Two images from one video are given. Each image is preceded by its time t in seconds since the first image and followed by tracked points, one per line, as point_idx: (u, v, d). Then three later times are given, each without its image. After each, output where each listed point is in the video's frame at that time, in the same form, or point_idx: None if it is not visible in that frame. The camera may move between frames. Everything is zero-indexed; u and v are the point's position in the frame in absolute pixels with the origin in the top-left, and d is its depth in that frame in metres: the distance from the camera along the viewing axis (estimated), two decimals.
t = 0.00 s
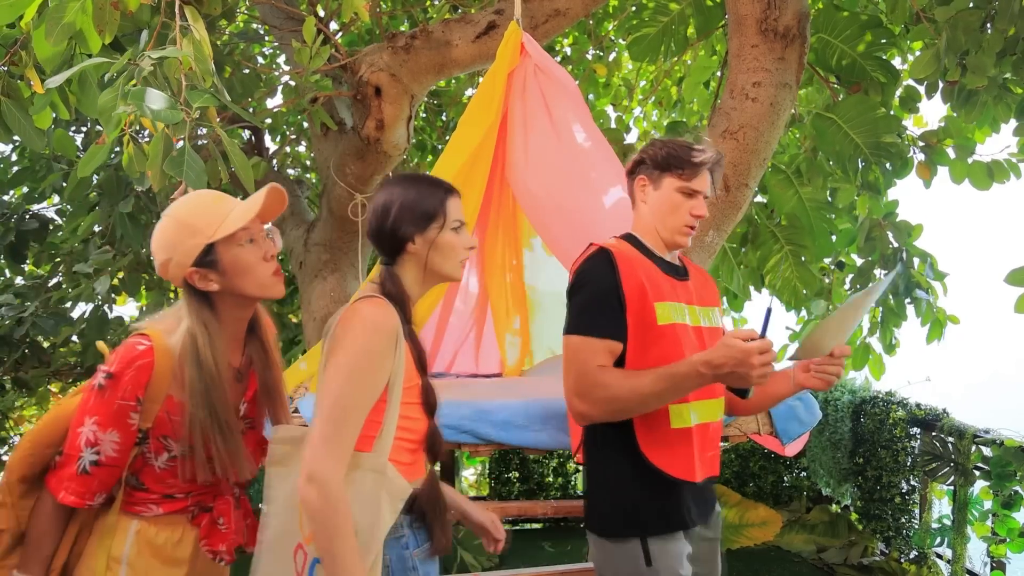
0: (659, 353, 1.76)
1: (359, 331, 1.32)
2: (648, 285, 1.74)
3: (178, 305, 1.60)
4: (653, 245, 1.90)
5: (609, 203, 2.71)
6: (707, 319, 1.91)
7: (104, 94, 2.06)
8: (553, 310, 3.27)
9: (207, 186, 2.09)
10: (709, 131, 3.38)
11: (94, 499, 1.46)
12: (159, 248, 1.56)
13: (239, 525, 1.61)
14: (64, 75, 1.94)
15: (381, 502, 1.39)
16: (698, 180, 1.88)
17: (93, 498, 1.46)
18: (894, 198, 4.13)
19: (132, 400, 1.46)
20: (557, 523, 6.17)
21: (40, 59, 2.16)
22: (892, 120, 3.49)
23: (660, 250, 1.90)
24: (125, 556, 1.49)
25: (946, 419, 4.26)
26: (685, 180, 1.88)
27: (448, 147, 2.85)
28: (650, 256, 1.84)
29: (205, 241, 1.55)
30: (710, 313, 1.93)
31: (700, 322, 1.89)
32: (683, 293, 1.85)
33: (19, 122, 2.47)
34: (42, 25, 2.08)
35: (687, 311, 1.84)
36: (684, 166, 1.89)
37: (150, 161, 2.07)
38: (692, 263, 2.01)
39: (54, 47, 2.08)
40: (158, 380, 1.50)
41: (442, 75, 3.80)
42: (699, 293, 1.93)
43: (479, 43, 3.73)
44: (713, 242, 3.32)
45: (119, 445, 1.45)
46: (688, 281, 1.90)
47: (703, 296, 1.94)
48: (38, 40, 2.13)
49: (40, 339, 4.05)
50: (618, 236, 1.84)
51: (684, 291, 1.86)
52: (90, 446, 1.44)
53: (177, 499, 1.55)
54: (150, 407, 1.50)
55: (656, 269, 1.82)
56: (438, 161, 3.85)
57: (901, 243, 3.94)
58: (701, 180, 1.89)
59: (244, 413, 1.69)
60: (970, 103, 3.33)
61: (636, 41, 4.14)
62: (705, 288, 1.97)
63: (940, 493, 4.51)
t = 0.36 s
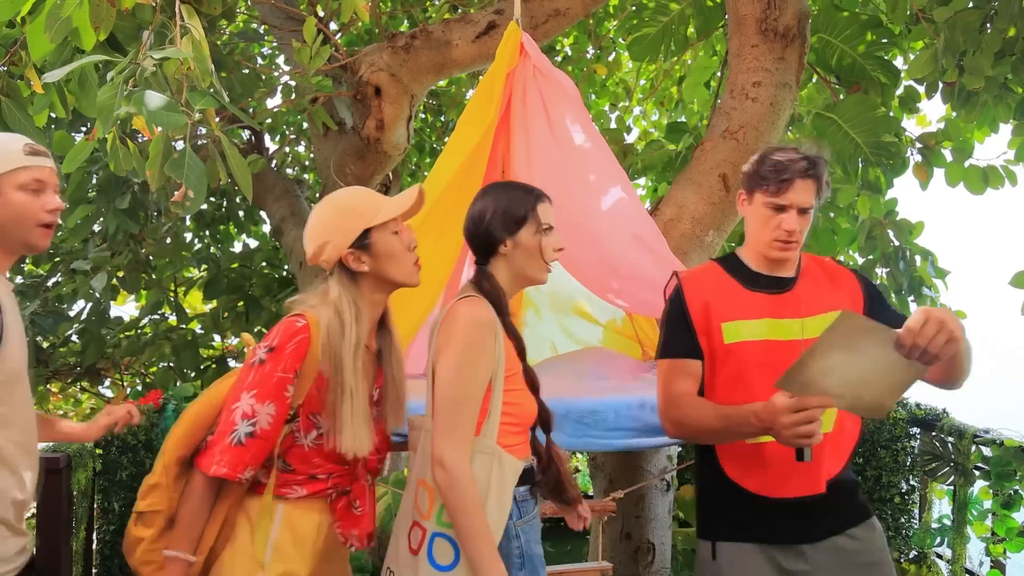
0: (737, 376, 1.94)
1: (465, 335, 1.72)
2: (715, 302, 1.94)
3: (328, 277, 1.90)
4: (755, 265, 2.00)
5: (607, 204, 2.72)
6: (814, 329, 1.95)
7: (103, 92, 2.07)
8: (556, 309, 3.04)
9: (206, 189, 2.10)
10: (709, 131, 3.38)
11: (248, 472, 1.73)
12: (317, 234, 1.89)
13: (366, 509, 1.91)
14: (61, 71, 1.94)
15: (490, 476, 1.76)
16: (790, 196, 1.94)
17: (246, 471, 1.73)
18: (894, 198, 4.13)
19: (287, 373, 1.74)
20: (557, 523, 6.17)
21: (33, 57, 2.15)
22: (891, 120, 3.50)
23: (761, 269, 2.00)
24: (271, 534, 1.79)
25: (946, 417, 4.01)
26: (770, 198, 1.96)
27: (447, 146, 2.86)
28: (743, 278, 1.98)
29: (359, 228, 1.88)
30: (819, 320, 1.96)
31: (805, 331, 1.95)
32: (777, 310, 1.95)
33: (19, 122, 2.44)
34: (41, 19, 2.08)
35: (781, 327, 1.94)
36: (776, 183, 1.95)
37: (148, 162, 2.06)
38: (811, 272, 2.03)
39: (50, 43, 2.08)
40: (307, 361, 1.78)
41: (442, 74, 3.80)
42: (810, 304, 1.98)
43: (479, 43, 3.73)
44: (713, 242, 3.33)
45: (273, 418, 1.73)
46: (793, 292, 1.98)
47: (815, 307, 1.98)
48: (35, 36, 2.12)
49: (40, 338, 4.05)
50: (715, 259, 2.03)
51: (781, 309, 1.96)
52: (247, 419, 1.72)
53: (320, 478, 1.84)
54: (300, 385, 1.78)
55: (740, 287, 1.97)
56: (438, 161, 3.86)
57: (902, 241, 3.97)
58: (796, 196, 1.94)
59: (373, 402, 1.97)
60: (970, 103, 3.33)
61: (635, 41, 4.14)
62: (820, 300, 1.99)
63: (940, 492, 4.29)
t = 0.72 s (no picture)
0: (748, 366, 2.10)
1: (495, 323, 2.12)
2: (738, 288, 2.11)
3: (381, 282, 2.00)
4: (788, 258, 2.10)
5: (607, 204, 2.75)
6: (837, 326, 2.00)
7: (110, 91, 2.05)
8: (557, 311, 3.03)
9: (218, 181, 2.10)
10: (709, 131, 3.38)
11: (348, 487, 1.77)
12: (375, 237, 2.01)
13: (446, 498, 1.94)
14: (66, 70, 1.94)
15: (514, 454, 2.07)
16: (803, 185, 1.98)
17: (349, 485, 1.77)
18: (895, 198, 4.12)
19: (378, 386, 1.78)
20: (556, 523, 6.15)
21: (41, 60, 2.17)
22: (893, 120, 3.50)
23: (791, 260, 2.09)
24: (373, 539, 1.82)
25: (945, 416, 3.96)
26: (789, 189, 2.01)
27: (448, 146, 2.86)
28: (767, 269, 2.10)
29: (412, 234, 1.97)
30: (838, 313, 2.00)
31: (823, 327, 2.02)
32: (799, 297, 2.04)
33: (19, 122, 2.47)
34: (46, 22, 2.07)
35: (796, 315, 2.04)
36: (787, 175, 2.00)
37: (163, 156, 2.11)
38: (846, 262, 2.05)
39: (55, 46, 2.09)
40: (393, 372, 1.82)
41: (442, 75, 3.80)
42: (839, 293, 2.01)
43: (479, 43, 3.73)
44: (713, 242, 3.33)
45: (371, 432, 1.77)
46: (815, 284, 2.04)
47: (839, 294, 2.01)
48: (40, 39, 2.12)
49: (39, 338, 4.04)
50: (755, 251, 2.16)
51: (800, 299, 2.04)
52: (347, 437, 1.76)
53: (406, 478, 1.89)
54: (388, 394, 1.81)
55: (761, 276, 2.09)
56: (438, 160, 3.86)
57: (902, 242, 3.95)
58: (808, 185, 1.97)
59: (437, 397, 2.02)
60: (971, 103, 3.33)
61: (636, 41, 4.14)
62: (850, 287, 2.01)
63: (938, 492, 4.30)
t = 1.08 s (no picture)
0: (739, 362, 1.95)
1: (540, 309, 2.24)
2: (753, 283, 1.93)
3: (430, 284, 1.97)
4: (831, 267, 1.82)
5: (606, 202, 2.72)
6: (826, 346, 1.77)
7: (113, 95, 2.06)
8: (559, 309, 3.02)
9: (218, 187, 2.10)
10: (709, 131, 3.38)
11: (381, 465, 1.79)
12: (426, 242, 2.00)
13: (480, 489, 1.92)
14: (70, 73, 1.95)
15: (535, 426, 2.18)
16: (854, 195, 1.72)
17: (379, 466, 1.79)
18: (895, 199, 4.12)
19: (402, 376, 1.79)
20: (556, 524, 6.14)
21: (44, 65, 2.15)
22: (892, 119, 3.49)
23: (831, 266, 1.82)
24: (396, 522, 1.83)
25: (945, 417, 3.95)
26: (837, 193, 1.75)
27: (449, 147, 2.87)
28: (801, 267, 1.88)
29: (461, 240, 1.93)
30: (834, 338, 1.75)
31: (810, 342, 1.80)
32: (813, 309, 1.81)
33: (18, 122, 2.43)
34: (48, 23, 2.07)
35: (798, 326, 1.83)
36: (835, 181, 1.75)
37: (161, 161, 2.05)
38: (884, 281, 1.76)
39: (58, 47, 2.08)
40: (419, 363, 1.83)
41: (442, 75, 3.80)
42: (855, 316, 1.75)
43: (479, 43, 3.74)
44: (714, 242, 3.33)
45: (398, 417, 1.78)
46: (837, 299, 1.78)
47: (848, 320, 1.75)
48: (43, 40, 2.11)
49: (40, 337, 4.05)
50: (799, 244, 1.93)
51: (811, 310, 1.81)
52: (374, 421, 1.77)
53: (435, 467, 1.87)
54: (415, 384, 1.83)
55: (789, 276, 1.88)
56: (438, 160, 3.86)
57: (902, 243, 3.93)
58: (857, 194, 1.72)
59: (476, 394, 1.97)
60: (971, 102, 3.32)
61: (636, 41, 4.14)
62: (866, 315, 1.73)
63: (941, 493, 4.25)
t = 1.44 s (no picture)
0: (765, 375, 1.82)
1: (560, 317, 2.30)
2: (753, 290, 1.84)
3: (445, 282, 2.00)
4: (818, 255, 1.81)
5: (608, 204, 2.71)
6: (860, 325, 1.73)
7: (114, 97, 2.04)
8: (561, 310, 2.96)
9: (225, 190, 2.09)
10: (709, 131, 3.39)
11: (393, 450, 1.81)
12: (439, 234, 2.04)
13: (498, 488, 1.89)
14: (73, 76, 1.95)
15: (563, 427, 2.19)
16: (841, 176, 1.71)
17: (388, 451, 1.80)
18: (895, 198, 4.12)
19: (404, 358, 1.83)
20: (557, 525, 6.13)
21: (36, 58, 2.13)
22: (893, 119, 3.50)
23: (819, 255, 1.81)
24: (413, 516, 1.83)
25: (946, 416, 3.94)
26: (822, 176, 1.73)
27: (449, 147, 2.87)
28: (791, 265, 1.83)
29: (472, 229, 1.97)
30: (866, 317, 1.73)
31: (841, 327, 1.74)
32: (825, 300, 1.76)
33: (18, 122, 2.43)
34: (44, 22, 2.09)
35: (819, 320, 1.75)
36: (818, 165, 1.74)
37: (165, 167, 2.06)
38: (881, 254, 1.77)
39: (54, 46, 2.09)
40: (421, 348, 1.87)
41: (442, 75, 3.80)
42: (875, 292, 1.73)
43: (479, 43, 3.73)
44: (713, 242, 3.32)
45: (402, 401, 1.80)
46: (841, 283, 1.76)
47: (869, 297, 1.73)
48: (38, 37, 2.11)
49: (39, 338, 4.05)
50: (776, 247, 1.88)
51: (826, 301, 1.76)
52: (379, 405, 1.80)
53: (448, 460, 1.88)
54: (419, 368, 1.86)
55: (784, 275, 1.82)
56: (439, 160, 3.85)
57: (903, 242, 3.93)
58: (843, 175, 1.71)
59: (491, 389, 1.96)
60: (972, 102, 3.33)
61: (635, 40, 4.14)
62: (886, 285, 1.73)
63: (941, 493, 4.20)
